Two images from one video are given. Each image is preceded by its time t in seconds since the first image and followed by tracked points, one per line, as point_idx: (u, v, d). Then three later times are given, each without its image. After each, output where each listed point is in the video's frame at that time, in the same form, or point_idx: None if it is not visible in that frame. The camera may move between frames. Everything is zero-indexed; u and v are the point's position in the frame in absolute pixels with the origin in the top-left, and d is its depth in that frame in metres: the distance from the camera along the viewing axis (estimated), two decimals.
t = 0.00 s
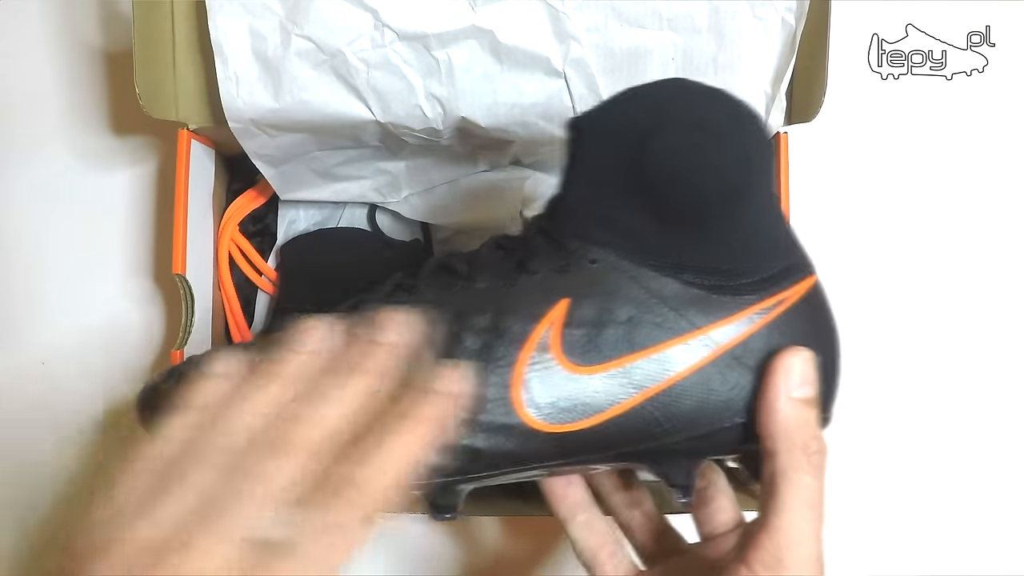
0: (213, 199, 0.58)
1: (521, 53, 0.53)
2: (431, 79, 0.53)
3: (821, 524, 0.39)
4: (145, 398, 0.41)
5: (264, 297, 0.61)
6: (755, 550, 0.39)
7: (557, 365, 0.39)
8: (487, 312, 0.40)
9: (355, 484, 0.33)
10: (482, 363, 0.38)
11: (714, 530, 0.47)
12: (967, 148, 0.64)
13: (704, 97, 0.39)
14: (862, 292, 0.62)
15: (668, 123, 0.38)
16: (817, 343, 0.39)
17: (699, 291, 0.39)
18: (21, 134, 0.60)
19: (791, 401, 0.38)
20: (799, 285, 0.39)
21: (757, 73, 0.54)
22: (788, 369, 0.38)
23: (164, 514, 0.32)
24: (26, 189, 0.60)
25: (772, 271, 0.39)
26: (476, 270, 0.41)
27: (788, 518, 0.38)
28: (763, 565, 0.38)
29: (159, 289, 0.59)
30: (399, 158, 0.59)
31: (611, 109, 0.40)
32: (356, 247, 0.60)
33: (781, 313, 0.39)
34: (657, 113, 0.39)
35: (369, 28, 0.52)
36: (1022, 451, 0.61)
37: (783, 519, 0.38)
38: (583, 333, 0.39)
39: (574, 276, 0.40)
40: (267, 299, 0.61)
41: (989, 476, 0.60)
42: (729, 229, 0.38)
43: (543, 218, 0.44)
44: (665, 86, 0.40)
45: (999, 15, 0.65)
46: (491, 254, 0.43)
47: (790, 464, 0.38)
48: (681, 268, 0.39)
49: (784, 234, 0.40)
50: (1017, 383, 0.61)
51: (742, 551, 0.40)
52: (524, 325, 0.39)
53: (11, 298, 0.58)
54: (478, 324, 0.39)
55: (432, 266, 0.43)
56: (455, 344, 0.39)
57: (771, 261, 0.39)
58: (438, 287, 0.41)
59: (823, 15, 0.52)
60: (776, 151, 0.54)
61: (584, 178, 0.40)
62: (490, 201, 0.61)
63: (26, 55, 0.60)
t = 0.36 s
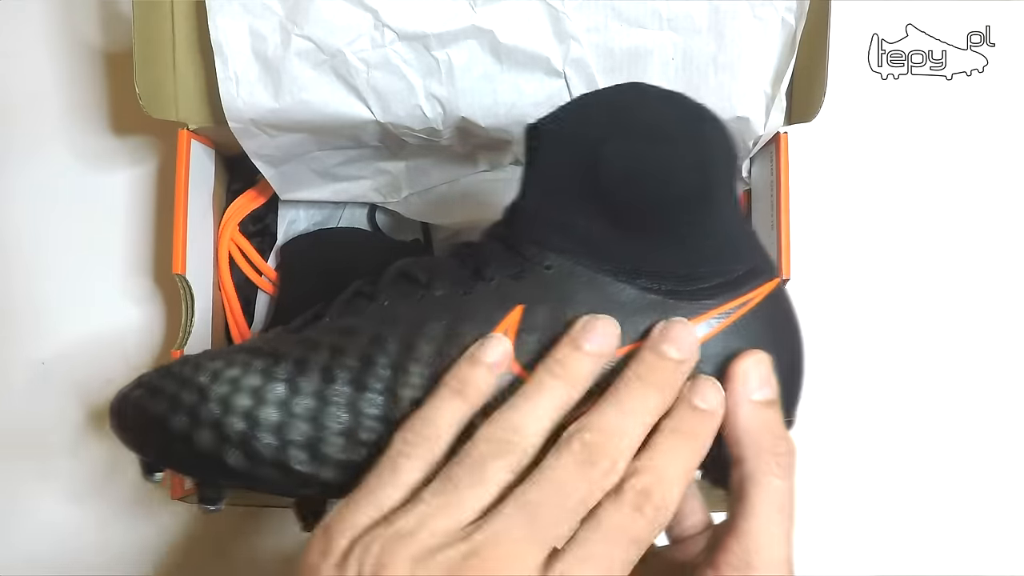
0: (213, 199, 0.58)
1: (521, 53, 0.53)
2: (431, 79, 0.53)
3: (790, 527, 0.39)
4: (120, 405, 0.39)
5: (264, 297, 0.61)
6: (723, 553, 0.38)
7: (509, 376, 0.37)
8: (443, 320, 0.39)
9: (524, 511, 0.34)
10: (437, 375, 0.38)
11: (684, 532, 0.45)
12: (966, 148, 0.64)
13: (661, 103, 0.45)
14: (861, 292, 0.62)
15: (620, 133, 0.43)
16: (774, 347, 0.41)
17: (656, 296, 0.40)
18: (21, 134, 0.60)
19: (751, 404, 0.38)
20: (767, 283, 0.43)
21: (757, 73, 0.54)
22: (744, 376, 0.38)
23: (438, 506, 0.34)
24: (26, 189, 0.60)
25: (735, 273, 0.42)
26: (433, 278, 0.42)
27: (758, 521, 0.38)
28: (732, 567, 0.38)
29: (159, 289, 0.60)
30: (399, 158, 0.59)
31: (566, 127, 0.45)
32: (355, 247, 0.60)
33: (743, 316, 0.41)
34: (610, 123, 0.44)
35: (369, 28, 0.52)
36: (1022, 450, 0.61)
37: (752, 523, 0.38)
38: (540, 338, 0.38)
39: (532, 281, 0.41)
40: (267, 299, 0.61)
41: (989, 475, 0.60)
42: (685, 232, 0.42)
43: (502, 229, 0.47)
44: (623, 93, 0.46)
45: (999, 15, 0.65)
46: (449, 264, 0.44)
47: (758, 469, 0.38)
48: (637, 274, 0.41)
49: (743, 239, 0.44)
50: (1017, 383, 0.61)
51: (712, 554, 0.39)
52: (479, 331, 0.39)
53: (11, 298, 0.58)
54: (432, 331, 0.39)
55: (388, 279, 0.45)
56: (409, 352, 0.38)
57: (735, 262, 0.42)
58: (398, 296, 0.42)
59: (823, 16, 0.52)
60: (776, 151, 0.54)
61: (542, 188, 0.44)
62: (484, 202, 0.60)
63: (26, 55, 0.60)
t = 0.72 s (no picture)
0: (212, 199, 0.58)
1: (521, 53, 0.53)
2: (431, 79, 0.53)
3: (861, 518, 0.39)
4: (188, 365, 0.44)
5: (263, 298, 0.61)
6: (796, 547, 0.39)
7: (593, 364, 0.39)
8: (529, 311, 0.40)
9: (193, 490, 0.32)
10: (522, 362, 0.39)
11: (746, 522, 0.49)
12: (966, 148, 0.64)
13: (736, 97, 0.39)
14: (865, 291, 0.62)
15: (710, 127, 0.38)
16: (855, 343, 0.39)
17: (738, 292, 0.39)
18: (21, 134, 0.60)
19: (832, 401, 0.38)
20: (842, 283, 0.39)
21: (757, 72, 0.54)
22: (824, 371, 0.38)
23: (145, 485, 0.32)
24: (26, 189, 0.59)
25: (813, 269, 0.39)
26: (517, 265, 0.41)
27: (831, 515, 0.38)
28: (804, 561, 0.38)
29: (159, 289, 0.60)
30: (399, 157, 0.59)
31: (648, 113, 0.40)
32: (356, 248, 0.60)
33: (819, 316, 0.39)
34: (702, 113, 0.38)
35: (369, 28, 0.52)
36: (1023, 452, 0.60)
37: (824, 517, 0.38)
38: (623, 332, 0.39)
39: (615, 275, 0.39)
40: (267, 299, 0.61)
41: (991, 477, 0.60)
42: (773, 233, 0.38)
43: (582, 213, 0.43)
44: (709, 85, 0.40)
45: (999, 15, 0.65)
46: (530, 248, 0.42)
47: (834, 464, 0.38)
48: (722, 268, 0.39)
49: (825, 230, 0.40)
50: (1018, 383, 0.61)
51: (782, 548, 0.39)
52: (565, 324, 0.39)
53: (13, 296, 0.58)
54: (519, 322, 0.40)
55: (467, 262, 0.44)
56: (497, 342, 0.39)
57: (814, 260, 0.39)
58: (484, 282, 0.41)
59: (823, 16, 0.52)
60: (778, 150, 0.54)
61: (628, 177, 0.40)
62: (495, 202, 0.61)
63: (26, 55, 0.60)
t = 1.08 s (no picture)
0: (213, 200, 0.58)
1: (521, 53, 0.53)
2: (431, 79, 0.53)
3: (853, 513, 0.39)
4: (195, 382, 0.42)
5: (263, 297, 0.61)
6: (789, 538, 0.39)
7: (581, 359, 0.39)
8: (514, 306, 0.40)
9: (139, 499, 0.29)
10: (507, 359, 0.39)
11: (745, 517, 0.49)
12: (966, 148, 0.64)
13: (712, 89, 0.38)
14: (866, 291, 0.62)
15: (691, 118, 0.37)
16: (843, 334, 0.39)
17: (723, 284, 0.38)
18: (20, 134, 0.60)
19: (821, 392, 0.38)
20: (832, 273, 0.39)
21: (758, 73, 0.54)
22: (813, 362, 0.38)
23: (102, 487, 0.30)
24: (26, 188, 0.60)
25: (800, 258, 0.39)
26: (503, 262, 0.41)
27: (823, 509, 0.38)
28: (797, 552, 0.38)
29: (159, 290, 0.60)
30: (399, 157, 0.59)
31: (628, 105, 0.39)
32: (355, 248, 0.60)
33: (807, 306, 0.39)
34: (682, 104, 0.37)
35: (369, 28, 0.52)
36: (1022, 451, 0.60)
37: (817, 510, 0.38)
38: (609, 326, 0.39)
39: (599, 270, 0.39)
40: (267, 298, 0.61)
41: (990, 476, 0.60)
42: (755, 222, 0.38)
43: (569, 210, 0.43)
44: (691, 78, 0.39)
45: (999, 15, 0.65)
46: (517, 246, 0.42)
47: (824, 455, 0.38)
48: (706, 261, 0.38)
49: (813, 217, 0.39)
50: (1017, 383, 0.61)
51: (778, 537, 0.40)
52: (550, 319, 0.39)
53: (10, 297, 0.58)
54: (505, 319, 0.40)
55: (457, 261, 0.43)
56: (482, 339, 0.40)
57: (802, 249, 0.39)
58: (470, 282, 0.41)
59: (822, 17, 0.52)
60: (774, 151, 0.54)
61: (608, 173, 0.39)
62: (495, 202, 0.61)
63: (26, 55, 0.60)
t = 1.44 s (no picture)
0: (213, 200, 0.58)
1: (521, 53, 0.53)
2: (431, 79, 0.53)
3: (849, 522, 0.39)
4: (191, 394, 0.42)
5: (264, 297, 0.61)
6: (784, 547, 0.39)
7: (578, 366, 0.39)
8: (514, 313, 0.40)
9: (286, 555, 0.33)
10: (506, 366, 0.39)
11: (740, 524, 0.49)
12: (966, 148, 0.64)
13: (713, 99, 0.37)
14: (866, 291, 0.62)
15: (695, 126, 0.37)
16: (844, 344, 0.39)
17: (724, 293, 0.38)
18: (20, 134, 0.60)
19: (819, 403, 0.37)
20: (832, 283, 0.39)
21: (757, 73, 0.54)
22: (813, 372, 0.37)
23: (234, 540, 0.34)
24: (25, 187, 0.60)
25: (800, 268, 0.38)
26: (502, 268, 0.41)
27: (819, 521, 0.38)
28: (791, 563, 0.39)
29: (159, 290, 0.60)
30: (399, 157, 0.59)
31: (633, 111, 0.38)
32: (354, 247, 0.60)
33: (808, 315, 0.38)
34: (684, 113, 0.37)
35: (369, 28, 0.52)
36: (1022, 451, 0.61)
37: (813, 522, 0.38)
38: (608, 334, 0.39)
39: (599, 277, 0.39)
40: (267, 299, 0.61)
41: (990, 476, 0.60)
42: (754, 232, 0.37)
43: (570, 214, 0.43)
44: (694, 87, 0.38)
45: (999, 15, 0.65)
46: (518, 251, 0.42)
47: (821, 466, 0.37)
48: (706, 270, 0.38)
49: (815, 228, 0.39)
50: (1017, 383, 0.61)
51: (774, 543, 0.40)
52: (549, 326, 0.39)
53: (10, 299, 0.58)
54: (504, 325, 0.40)
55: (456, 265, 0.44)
56: (481, 345, 0.40)
57: (802, 259, 0.38)
58: (469, 288, 0.42)
59: (822, 17, 0.52)
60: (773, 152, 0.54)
61: (609, 181, 0.39)
62: (494, 201, 0.61)
63: (25, 54, 0.60)
